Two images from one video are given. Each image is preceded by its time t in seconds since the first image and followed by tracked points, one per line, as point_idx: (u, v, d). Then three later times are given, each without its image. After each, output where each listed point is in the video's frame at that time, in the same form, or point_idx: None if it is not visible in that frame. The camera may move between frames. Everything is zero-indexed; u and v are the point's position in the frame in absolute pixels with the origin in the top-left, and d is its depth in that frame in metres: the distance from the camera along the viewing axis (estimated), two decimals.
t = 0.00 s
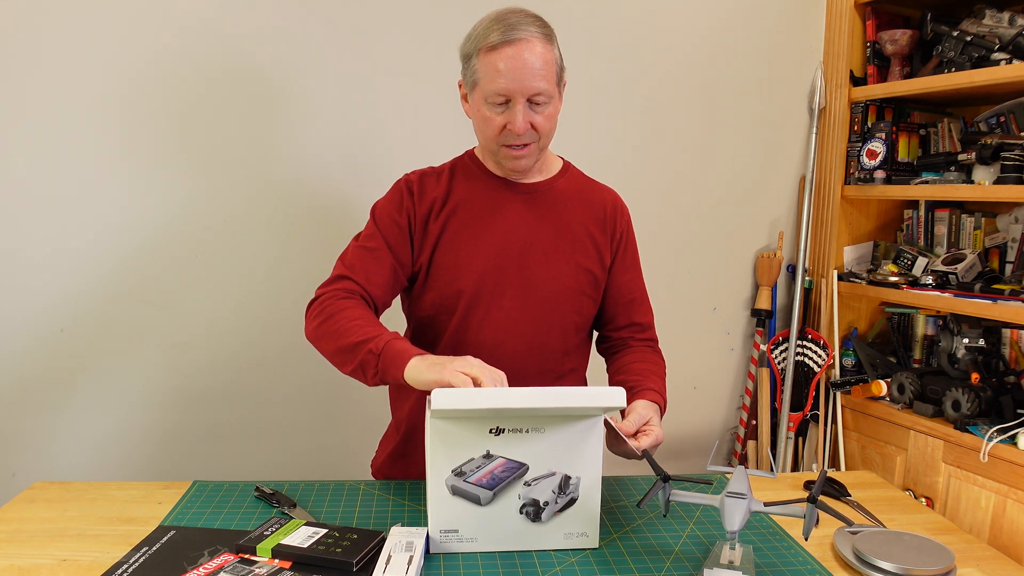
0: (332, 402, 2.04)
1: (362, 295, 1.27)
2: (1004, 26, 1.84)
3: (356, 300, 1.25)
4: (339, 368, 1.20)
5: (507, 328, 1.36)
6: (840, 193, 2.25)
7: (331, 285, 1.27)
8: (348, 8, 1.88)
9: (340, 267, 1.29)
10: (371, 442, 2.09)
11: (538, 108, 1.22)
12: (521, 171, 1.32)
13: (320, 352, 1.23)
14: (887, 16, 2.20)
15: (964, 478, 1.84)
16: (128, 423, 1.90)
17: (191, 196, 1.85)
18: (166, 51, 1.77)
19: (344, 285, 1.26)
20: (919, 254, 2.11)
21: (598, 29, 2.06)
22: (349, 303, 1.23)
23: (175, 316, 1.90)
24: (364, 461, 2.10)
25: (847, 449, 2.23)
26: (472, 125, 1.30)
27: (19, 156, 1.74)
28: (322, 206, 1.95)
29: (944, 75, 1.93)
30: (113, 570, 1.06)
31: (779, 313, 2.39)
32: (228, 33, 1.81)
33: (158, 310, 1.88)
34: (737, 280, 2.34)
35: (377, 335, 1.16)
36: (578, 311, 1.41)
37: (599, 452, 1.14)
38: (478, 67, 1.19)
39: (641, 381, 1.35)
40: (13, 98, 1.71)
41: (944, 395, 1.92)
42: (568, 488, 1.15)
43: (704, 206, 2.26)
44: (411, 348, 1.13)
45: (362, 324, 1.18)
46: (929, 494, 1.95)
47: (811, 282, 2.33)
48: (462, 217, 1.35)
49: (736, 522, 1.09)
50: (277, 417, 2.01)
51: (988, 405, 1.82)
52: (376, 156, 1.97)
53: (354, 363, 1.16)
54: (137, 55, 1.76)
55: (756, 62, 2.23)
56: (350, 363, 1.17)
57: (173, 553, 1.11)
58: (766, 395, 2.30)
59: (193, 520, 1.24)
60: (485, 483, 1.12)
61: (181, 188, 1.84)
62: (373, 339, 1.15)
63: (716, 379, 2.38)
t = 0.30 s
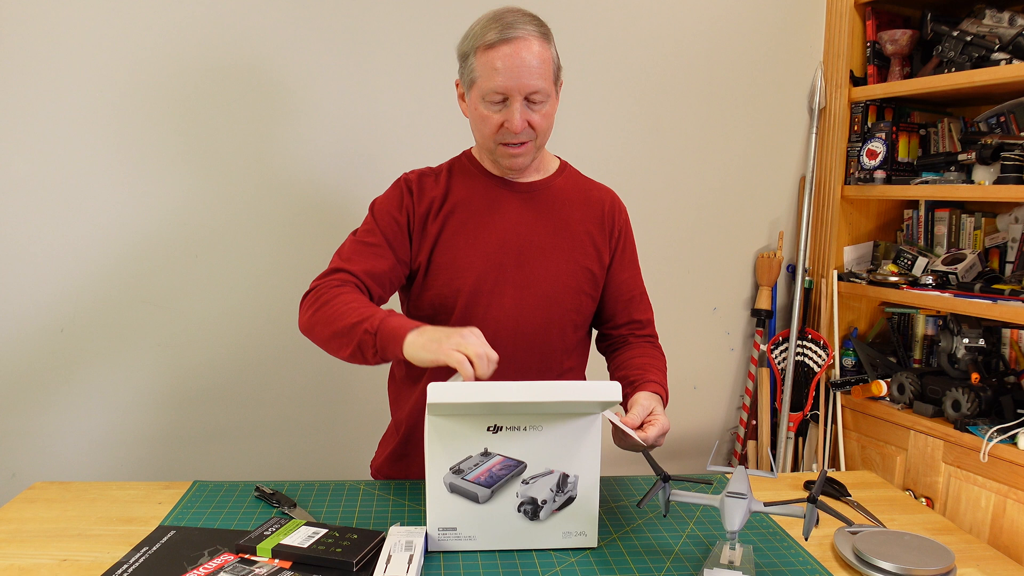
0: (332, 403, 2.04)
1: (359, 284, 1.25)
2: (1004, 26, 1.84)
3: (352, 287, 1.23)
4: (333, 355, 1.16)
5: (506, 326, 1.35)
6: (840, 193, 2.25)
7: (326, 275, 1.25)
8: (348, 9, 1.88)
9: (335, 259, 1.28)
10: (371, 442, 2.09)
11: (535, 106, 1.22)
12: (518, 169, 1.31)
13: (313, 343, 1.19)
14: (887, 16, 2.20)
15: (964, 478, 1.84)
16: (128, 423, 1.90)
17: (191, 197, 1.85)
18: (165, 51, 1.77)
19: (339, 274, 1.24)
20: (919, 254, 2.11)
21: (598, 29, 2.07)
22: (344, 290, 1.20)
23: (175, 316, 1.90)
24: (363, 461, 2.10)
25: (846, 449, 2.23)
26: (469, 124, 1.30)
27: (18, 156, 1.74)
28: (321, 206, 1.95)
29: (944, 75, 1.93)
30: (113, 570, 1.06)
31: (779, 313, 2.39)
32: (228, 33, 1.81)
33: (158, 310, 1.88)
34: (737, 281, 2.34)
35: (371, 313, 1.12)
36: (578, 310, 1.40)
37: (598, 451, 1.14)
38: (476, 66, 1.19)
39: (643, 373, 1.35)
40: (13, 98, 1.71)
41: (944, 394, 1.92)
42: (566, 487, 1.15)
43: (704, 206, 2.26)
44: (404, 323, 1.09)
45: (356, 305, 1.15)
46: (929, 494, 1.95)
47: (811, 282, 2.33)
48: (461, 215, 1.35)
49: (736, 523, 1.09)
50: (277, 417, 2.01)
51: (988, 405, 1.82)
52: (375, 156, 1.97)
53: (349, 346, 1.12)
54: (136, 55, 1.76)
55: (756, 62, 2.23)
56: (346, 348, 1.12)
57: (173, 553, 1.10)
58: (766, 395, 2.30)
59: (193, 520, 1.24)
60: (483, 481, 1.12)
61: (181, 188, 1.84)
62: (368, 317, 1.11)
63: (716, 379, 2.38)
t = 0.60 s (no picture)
0: (332, 403, 2.04)
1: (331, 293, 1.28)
2: (1004, 26, 1.84)
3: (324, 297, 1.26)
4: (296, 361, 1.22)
5: (501, 328, 1.35)
6: (840, 193, 2.25)
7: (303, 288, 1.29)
8: (349, 9, 1.88)
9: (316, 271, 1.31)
10: (371, 442, 2.09)
11: (532, 107, 1.22)
12: (514, 170, 1.32)
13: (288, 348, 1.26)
14: (887, 16, 2.20)
15: (963, 478, 1.84)
16: (128, 423, 1.90)
17: (191, 197, 1.86)
18: (166, 51, 1.77)
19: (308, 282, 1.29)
20: (919, 254, 2.11)
21: (598, 29, 2.07)
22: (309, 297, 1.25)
23: (175, 316, 1.90)
24: (363, 461, 2.10)
25: (846, 449, 2.23)
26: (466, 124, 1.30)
27: (18, 156, 1.74)
28: (321, 207, 1.95)
29: (944, 75, 1.93)
30: (113, 570, 1.06)
31: (779, 313, 2.39)
32: (229, 33, 1.81)
33: (159, 310, 1.88)
34: (737, 281, 2.34)
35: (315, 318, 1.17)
36: (574, 311, 1.40)
37: (598, 451, 1.14)
38: (474, 65, 1.19)
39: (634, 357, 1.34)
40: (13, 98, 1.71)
41: (943, 395, 1.92)
42: (566, 488, 1.15)
43: (704, 206, 2.26)
44: (331, 326, 1.12)
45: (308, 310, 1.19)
46: (929, 494, 1.95)
47: (811, 282, 2.33)
48: (455, 216, 1.35)
49: (736, 523, 1.09)
50: (277, 417, 2.01)
51: (988, 405, 1.82)
52: (376, 156, 1.98)
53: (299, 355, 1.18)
54: (137, 55, 1.76)
55: (756, 62, 2.23)
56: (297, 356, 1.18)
57: (173, 553, 1.11)
58: (766, 395, 2.30)
59: (193, 520, 1.24)
60: (483, 483, 1.12)
61: (181, 188, 1.85)
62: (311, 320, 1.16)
63: (716, 379, 2.38)
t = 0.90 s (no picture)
0: (332, 403, 2.04)
1: (370, 334, 1.33)
2: (1004, 26, 1.84)
3: (363, 341, 1.32)
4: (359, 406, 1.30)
5: (502, 330, 1.35)
6: (840, 193, 2.25)
7: (339, 334, 1.33)
8: (349, 10, 1.88)
9: (342, 309, 1.35)
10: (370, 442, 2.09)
11: (525, 106, 1.21)
12: (509, 169, 1.31)
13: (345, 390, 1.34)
14: (887, 16, 2.20)
15: (963, 478, 1.84)
16: (127, 423, 1.90)
17: (191, 196, 1.85)
18: (166, 50, 1.77)
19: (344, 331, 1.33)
20: (919, 254, 2.10)
21: (598, 29, 2.07)
22: (353, 350, 1.29)
23: (174, 316, 1.90)
24: (363, 461, 2.10)
25: (846, 449, 2.23)
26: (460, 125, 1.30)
27: (18, 155, 1.74)
28: (321, 207, 1.95)
29: (944, 75, 1.93)
30: (113, 570, 1.06)
31: (779, 313, 2.39)
32: (229, 33, 1.81)
33: (158, 310, 1.88)
34: (737, 281, 2.34)
35: (366, 379, 1.22)
36: (573, 310, 1.40)
37: (598, 453, 1.14)
38: (466, 65, 1.19)
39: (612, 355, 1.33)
40: (13, 97, 1.71)
41: (943, 395, 1.92)
42: (566, 489, 1.15)
43: (704, 206, 2.26)
44: (387, 399, 1.17)
45: (356, 370, 1.24)
46: (929, 494, 1.95)
47: (811, 282, 2.33)
48: (452, 220, 1.36)
49: (736, 523, 1.09)
50: (277, 417, 2.01)
51: (988, 405, 1.82)
52: (376, 156, 1.98)
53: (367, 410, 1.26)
54: (136, 55, 1.76)
55: (756, 62, 2.23)
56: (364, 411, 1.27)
57: (173, 553, 1.11)
58: (766, 395, 2.30)
59: (193, 520, 1.24)
60: (483, 484, 1.12)
61: (181, 187, 1.84)
62: (362, 382, 1.21)
63: (716, 379, 2.38)
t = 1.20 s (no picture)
0: (332, 403, 2.04)
1: (369, 333, 1.34)
2: (1004, 26, 1.84)
3: (361, 339, 1.32)
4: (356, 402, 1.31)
5: (502, 330, 1.35)
6: (840, 193, 2.25)
7: (338, 332, 1.34)
8: (349, 10, 1.88)
9: (341, 308, 1.35)
10: (370, 442, 2.09)
11: (523, 107, 1.21)
12: (508, 170, 1.31)
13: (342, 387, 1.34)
14: (887, 16, 2.20)
15: (964, 478, 1.84)
16: (127, 423, 1.90)
17: (191, 196, 1.85)
18: (166, 51, 1.77)
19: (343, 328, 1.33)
20: (919, 254, 2.10)
21: (598, 29, 2.07)
22: (349, 347, 1.29)
23: (174, 316, 1.90)
24: (363, 462, 2.10)
25: (847, 449, 2.23)
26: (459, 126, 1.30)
27: (18, 155, 1.74)
28: (321, 207, 1.95)
29: (944, 75, 1.93)
30: (113, 570, 1.06)
31: (779, 313, 2.39)
32: (229, 33, 1.81)
33: (158, 310, 1.88)
34: (737, 281, 2.34)
35: (364, 373, 1.22)
36: (574, 310, 1.40)
37: (598, 453, 1.14)
38: (463, 66, 1.19)
39: (610, 357, 1.32)
40: (13, 98, 1.71)
41: (943, 395, 1.92)
42: (566, 489, 1.15)
43: (704, 206, 2.26)
44: (383, 392, 1.17)
45: (354, 366, 1.25)
46: (929, 495, 1.95)
47: (811, 282, 2.33)
48: (452, 220, 1.36)
49: (736, 523, 1.09)
50: (277, 417, 2.01)
51: (988, 405, 1.82)
52: (376, 156, 1.97)
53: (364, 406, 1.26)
54: (137, 55, 1.76)
55: (756, 62, 2.23)
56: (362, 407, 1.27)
57: (173, 553, 1.11)
58: (766, 395, 2.30)
59: (193, 520, 1.24)
60: (483, 484, 1.12)
61: (181, 187, 1.85)
62: (360, 377, 1.22)
63: (716, 379, 2.38)
